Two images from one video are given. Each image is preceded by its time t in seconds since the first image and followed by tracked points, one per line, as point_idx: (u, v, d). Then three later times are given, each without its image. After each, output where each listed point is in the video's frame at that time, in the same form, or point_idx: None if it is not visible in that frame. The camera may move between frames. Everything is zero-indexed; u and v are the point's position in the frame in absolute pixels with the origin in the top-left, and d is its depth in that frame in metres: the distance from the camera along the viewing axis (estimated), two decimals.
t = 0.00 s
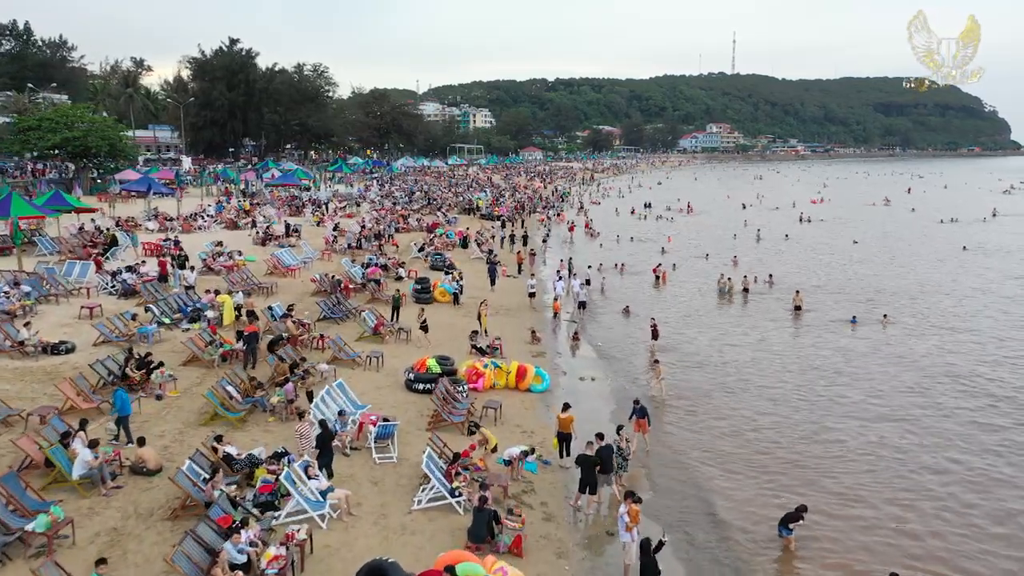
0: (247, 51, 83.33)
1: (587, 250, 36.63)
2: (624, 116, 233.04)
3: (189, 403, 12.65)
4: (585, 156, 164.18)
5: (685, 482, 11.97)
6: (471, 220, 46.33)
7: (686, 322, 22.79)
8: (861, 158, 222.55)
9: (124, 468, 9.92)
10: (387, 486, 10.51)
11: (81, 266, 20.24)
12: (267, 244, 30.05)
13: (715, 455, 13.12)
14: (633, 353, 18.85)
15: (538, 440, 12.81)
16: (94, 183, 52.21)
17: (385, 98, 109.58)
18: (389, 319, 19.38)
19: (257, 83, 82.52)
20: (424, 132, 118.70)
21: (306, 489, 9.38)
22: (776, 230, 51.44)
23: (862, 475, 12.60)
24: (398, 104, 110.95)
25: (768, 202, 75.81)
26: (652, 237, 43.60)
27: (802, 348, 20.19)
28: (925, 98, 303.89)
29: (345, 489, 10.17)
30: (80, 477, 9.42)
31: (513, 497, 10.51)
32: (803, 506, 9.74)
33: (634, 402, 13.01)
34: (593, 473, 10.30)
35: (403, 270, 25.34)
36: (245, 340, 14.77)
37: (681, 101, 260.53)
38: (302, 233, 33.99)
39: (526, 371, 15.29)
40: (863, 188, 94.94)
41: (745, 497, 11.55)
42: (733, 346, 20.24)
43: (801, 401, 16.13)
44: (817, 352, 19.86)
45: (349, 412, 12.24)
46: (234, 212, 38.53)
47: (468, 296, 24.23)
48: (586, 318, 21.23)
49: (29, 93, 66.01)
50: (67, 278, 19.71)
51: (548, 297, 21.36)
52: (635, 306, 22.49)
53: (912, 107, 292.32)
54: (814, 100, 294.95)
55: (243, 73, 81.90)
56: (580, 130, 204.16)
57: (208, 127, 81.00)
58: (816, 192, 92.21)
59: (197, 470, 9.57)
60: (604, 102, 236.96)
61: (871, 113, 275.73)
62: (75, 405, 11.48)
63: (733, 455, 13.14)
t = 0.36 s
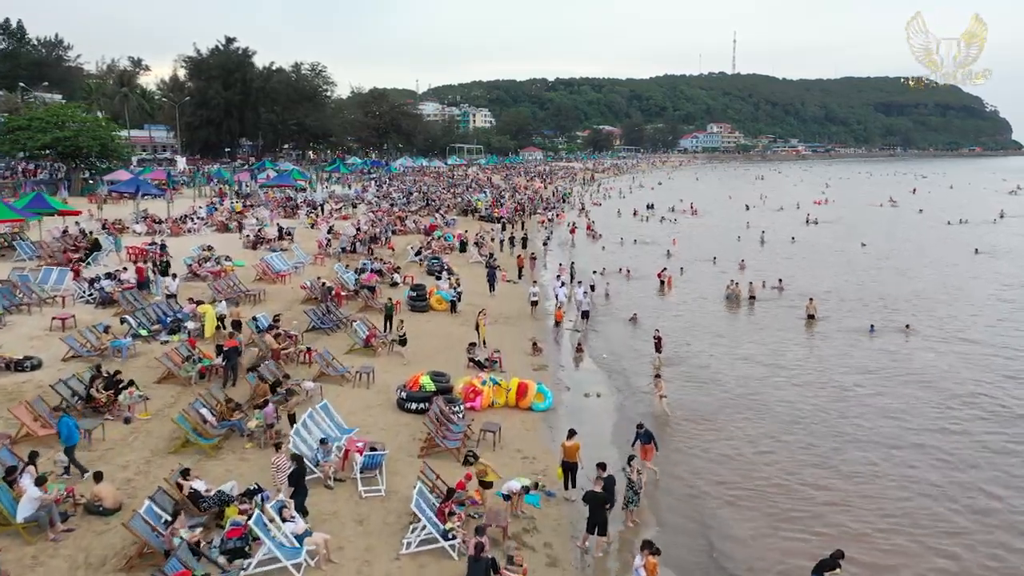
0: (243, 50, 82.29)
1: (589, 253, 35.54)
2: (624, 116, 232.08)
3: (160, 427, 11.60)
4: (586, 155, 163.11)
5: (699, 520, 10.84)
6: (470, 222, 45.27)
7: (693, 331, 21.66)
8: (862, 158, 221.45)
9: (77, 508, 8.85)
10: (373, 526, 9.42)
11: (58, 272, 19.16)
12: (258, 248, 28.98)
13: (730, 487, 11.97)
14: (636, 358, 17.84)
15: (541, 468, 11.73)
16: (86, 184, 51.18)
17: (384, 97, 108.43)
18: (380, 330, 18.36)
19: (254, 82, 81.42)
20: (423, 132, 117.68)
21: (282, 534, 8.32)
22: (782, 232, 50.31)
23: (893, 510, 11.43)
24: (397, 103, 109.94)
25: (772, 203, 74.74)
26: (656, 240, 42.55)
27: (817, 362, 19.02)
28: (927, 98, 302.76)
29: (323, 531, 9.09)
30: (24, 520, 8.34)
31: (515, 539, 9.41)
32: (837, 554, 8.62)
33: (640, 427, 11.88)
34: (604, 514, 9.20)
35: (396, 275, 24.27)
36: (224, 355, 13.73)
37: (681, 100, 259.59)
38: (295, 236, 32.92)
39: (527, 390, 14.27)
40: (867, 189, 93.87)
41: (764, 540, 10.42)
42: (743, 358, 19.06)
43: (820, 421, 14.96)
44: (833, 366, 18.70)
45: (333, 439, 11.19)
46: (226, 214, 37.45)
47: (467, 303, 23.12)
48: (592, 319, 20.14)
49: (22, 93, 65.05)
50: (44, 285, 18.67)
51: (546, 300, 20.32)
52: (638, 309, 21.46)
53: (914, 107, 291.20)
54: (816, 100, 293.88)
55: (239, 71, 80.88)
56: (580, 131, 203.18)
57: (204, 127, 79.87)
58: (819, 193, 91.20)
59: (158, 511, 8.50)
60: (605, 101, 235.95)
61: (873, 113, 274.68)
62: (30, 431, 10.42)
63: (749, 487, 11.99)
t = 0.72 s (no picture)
0: (239, 49, 81.22)
1: (591, 257, 34.35)
2: (624, 116, 230.95)
3: (121, 459, 10.43)
4: (586, 155, 161.92)
5: (720, 569, 9.69)
6: (468, 224, 44.14)
7: (703, 342, 20.46)
8: (863, 159, 220.36)
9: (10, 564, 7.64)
10: None
11: (29, 282, 17.69)
12: (247, 253, 27.80)
13: (751, 528, 10.80)
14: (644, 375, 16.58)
15: (543, 505, 10.55)
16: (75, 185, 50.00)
17: (382, 97, 107.31)
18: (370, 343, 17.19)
19: (249, 81, 80.20)
20: (422, 132, 116.53)
21: None
22: (788, 235, 49.16)
23: (935, 556, 10.27)
24: (396, 103, 108.83)
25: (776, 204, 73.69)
26: (660, 243, 41.42)
27: (837, 377, 17.82)
28: (928, 99, 301.70)
29: None
30: None
31: None
32: None
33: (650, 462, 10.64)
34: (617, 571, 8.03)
35: (390, 282, 23.09)
36: (197, 375, 12.56)
37: (682, 101, 258.53)
38: (287, 240, 31.73)
39: (528, 412, 13.07)
40: (871, 189, 92.76)
41: None
42: (758, 373, 17.88)
43: (845, 448, 13.77)
44: (854, 382, 17.49)
45: (313, 473, 10.00)
46: (217, 216, 36.31)
47: (465, 312, 21.95)
48: (595, 330, 18.95)
49: (13, 92, 63.96)
50: (13, 294, 17.32)
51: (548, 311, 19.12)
52: (644, 317, 20.24)
53: (915, 107, 290.13)
54: (816, 100, 292.70)
55: (235, 70, 79.75)
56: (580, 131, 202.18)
57: (198, 127, 78.62)
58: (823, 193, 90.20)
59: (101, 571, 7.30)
60: (605, 101, 234.84)
61: (874, 113, 273.63)
62: None
63: (773, 528, 10.82)
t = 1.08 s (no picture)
0: (235, 48, 80.11)
1: (593, 261, 33.25)
2: (625, 116, 229.75)
3: (77, 495, 9.38)
4: (586, 156, 160.80)
5: None
6: (467, 226, 43.09)
7: (713, 354, 19.35)
8: (865, 159, 219.36)
9: None
10: None
11: None
12: (236, 258, 26.69)
13: (775, 573, 9.73)
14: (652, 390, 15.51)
15: (546, 545, 9.52)
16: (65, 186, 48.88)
17: (381, 96, 106.16)
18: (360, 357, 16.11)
19: (246, 81, 79.05)
20: (421, 132, 115.40)
21: None
22: (793, 237, 48.05)
23: None
24: (395, 102, 107.73)
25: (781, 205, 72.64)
26: (663, 245, 40.39)
27: (857, 394, 16.72)
28: (929, 99, 300.67)
29: None
30: None
31: None
32: None
33: (658, 501, 9.66)
34: None
35: (384, 288, 21.99)
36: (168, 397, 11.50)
37: (683, 100, 257.36)
38: (279, 243, 30.67)
39: (531, 435, 11.99)
40: (873, 189, 91.82)
41: None
42: (771, 388, 16.87)
43: (871, 476, 12.70)
44: (875, 399, 16.40)
45: (289, 511, 9.01)
46: (208, 218, 35.30)
47: (462, 320, 20.91)
48: (600, 340, 17.89)
49: (4, 92, 62.78)
50: None
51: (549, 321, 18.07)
52: (650, 326, 19.15)
53: (916, 106, 289.06)
54: (817, 99, 291.45)
55: (231, 69, 78.61)
56: (580, 131, 201.05)
57: (194, 127, 77.47)
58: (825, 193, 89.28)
59: None
60: (605, 101, 233.64)
61: (875, 113, 272.50)
62: None
63: (800, 572, 9.74)
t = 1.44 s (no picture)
0: (231, 46, 78.73)
1: (595, 265, 32.10)
2: (625, 116, 228.45)
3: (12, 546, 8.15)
4: (587, 156, 159.55)
5: None
6: (465, 228, 41.93)
7: (725, 368, 18.18)
8: (866, 159, 218.21)
9: None
10: None
11: None
12: (223, 263, 25.52)
13: None
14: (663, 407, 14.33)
15: None
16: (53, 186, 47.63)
17: (379, 96, 104.86)
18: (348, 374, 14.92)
19: (242, 79, 77.74)
20: (421, 131, 114.18)
21: None
22: (800, 239, 46.87)
23: None
24: (394, 101, 106.53)
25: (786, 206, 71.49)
26: (667, 248, 39.24)
27: (882, 414, 15.56)
28: (930, 99, 299.51)
29: None
30: None
31: None
32: None
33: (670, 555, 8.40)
34: None
35: (376, 295, 20.81)
36: (129, 425, 10.30)
37: (684, 100, 256.07)
38: (270, 247, 29.49)
39: (533, 466, 10.80)
40: (877, 189, 90.58)
41: None
42: (790, 407, 15.72)
43: (906, 512, 11.57)
44: (902, 421, 15.25)
45: (256, 565, 7.80)
46: (197, 221, 34.11)
47: (459, 330, 19.75)
48: (608, 351, 16.63)
49: None
50: None
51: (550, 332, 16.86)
52: (658, 338, 17.95)
53: (917, 106, 287.92)
54: (819, 99, 290.23)
55: (226, 68, 77.29)
56: (581, 131, 199.52)
57: (189, 126, 76.24)
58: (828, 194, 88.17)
59: None
60: (606, 100, 232.33)
61: (876, 113, 271.38)
62: None
63: None
